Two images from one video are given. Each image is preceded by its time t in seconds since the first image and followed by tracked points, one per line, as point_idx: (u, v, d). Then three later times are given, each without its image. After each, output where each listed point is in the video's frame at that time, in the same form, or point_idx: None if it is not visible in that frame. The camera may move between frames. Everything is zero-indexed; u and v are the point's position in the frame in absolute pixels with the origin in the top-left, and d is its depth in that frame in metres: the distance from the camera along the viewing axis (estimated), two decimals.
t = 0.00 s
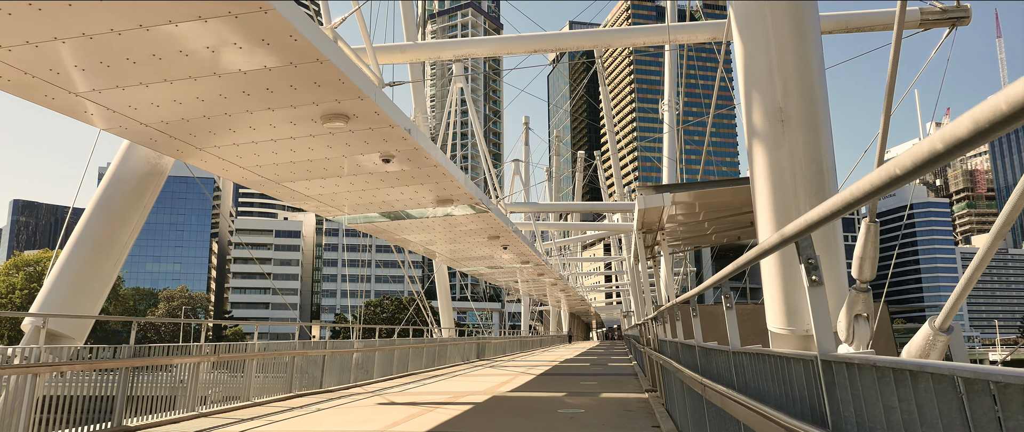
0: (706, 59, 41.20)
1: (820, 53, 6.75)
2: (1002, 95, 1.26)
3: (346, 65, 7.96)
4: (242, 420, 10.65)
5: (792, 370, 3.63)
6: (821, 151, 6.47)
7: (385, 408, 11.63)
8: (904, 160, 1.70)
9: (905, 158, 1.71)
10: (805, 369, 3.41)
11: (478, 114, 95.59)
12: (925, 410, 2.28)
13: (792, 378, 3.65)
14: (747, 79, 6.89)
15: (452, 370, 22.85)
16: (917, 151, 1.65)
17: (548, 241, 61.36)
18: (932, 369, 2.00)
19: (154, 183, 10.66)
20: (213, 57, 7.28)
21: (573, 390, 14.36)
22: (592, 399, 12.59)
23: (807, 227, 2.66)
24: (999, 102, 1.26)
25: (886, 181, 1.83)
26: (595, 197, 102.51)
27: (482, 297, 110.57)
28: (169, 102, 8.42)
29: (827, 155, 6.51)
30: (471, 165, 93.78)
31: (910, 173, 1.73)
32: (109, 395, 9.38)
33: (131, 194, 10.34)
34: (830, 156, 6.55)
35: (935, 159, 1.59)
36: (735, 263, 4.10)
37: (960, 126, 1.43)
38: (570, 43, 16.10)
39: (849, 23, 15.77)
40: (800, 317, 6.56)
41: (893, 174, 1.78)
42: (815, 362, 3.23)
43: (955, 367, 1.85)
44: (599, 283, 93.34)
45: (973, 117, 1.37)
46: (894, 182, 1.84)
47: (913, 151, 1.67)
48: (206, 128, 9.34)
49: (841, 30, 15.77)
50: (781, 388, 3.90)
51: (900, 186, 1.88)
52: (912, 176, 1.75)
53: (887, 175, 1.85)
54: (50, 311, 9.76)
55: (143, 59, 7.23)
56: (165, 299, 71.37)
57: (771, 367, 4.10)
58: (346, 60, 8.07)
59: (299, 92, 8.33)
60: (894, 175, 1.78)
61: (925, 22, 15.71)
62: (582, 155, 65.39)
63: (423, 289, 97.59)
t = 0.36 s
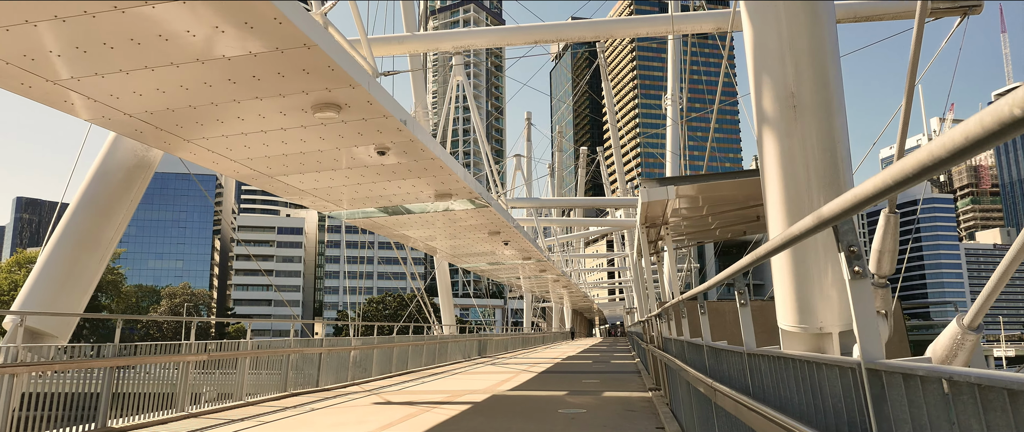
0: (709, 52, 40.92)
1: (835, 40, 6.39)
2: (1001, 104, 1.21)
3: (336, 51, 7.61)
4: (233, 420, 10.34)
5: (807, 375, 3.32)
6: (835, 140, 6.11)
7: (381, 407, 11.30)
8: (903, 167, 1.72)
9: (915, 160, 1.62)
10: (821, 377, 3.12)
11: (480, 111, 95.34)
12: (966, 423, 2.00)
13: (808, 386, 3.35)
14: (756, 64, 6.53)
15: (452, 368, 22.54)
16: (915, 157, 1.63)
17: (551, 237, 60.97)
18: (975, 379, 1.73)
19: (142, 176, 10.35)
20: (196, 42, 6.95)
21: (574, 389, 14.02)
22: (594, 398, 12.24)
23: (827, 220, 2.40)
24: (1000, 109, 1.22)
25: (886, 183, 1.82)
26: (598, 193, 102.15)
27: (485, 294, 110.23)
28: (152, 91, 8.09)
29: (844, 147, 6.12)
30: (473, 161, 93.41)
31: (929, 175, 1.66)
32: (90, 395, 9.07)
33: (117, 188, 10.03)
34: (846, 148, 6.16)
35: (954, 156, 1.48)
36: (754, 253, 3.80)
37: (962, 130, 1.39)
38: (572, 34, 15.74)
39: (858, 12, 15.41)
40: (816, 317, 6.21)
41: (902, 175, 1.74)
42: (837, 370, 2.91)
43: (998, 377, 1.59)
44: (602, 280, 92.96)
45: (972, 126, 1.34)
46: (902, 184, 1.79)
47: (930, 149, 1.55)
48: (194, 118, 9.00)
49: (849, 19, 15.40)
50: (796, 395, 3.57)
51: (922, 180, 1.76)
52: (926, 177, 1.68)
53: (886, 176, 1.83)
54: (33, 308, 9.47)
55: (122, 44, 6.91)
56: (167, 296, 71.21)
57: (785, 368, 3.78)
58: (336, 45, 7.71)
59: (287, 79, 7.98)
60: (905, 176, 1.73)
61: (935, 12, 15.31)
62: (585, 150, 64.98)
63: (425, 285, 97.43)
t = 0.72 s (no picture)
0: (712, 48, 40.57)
1: (850, 25, 6.06)
2: None
3: (323, 34, 7.27)
4: (221, 420, 10.03)
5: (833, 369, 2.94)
6: (849, 125, 5.77)
7: (375, 407, 10.96)
8: (877, 171, 1.86)
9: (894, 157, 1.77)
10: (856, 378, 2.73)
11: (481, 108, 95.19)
12: None
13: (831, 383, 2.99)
14: (765, 45, 6.18)
15: (451, 366, 22.20)
16: (914, 144, 1.66)
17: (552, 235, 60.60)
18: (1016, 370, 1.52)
19: (127, 169, 10.03)
20: (174, 24, 6.62)
21: (574, 388, 13.67)
22: (595, 397, 11.89)
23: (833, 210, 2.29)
24: (997, 96, 1.28)
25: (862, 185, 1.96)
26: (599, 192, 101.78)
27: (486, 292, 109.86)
28: (133, 77, 7.77)
29: (857, 136, 5.80)
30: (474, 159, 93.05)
31: (903, 169, 1.76)
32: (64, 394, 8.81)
33: (101, 181, 9.69)
34: (861, 138, 5.84)
35: (959, 140, 1.49)
36: (754, 245, 3.46)
37: (969, 110, 1.39)
38: (573, 25, 15.38)
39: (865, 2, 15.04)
40: (826, 314, 5.89)
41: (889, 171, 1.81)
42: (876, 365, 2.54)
43: None
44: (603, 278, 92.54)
45: (956, 121, 1.44)
46: (888, 182, 1.86)
47: (916, 146, 1.64)
48: (178, 106, 8.69)
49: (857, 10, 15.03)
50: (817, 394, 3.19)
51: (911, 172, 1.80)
52: (906, 173, 1.76)
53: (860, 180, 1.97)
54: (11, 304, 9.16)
55: (97, 27, 6.59)
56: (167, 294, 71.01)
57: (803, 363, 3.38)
58: (322, 28, 7.36)
59: (272, 65, 7.65)
60: (902, 166, 1.73)
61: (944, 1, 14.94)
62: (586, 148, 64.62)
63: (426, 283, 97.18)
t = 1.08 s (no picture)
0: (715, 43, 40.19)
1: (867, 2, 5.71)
2: None
3: (309, 15, 6.92)
4: (209, 420, 9.71)
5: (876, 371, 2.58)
6: (864, 108, 5.43)
7: (370, 406, 10.62)
8: (904, 149, 1.77)
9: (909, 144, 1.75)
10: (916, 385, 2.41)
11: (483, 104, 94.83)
12: None
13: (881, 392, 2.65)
14: (777, 24, 5.82)
15: (451, 364, 21.88)
16: (946, 117, 1.54)
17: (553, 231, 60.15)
18: None
19: (112, 160, 9.70)
20: (151, 2, 6.24)
21: (575, 386, 13.30)
22: (596, 395, 11.53)
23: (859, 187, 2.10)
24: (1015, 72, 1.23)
25: (891, 159, 1.82)
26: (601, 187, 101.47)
27: (487, 289, 109.64)
28: (112, 62, 7.45)
29: (875, 122, 5.45)
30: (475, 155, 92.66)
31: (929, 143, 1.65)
32: (42, 392, 8.49)
33: (83, 173, 9.37)
34: (879, 124, 5.49)
35: (985, 114, 1.40)
36: (773, 231, 3.17)
37: (988, 88, 1.35)
38: (574, 13, 14.98)
39: None
40: (840, 307, 5.56)
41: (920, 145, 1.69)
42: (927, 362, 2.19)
43: None
44: (605, 274, 92.21)
45: (978, 97, 1.38)
46: (920, 154, 1.73)
47: (947, 116, 1.54)
48: (162, 94, 8.37)
49: None
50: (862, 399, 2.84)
51: (941, 148, 1.69)
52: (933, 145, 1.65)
53: (884, 156, 1.85)
54: None
55: (69, 7, 6.23)
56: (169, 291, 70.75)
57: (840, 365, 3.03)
58: (310, 10, 7.02)
59: (257, 48, 7.31)
60: (939, 133, 1.57)
61: None
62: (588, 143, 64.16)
63: (427, 280, 96.92)
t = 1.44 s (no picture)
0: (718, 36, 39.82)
1: None
2: None
3: None
4: (194, 420, 9.39)
5: (904, 374, 2.25)
6: (879, 89, 5.06)
7: (362, 405, 10.28)
8: (909, 129, 1.44)
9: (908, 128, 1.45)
10: (941, 398, 2.01)
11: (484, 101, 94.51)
12: None
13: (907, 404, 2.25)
14: None
15: (450, 361, 21.56)
16: (918, 119, 1.42)
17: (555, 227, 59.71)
18: None
19: (95, 151, 9.37)
20: None
21: (575, 384, 12.97)
22: (596, 394, 11.18)
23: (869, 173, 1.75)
24: (996, 70, 1.11)
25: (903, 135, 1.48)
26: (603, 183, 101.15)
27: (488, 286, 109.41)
28: (89, 47, 7.12)
29: (892, 106, 5.07)
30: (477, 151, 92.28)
31: (949, 120, 1.32)
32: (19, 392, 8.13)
33: (64, 164, 9.05)
34: (896, 107, 5.11)
35: (1020, 79, 1.09)
36: (777, 223, 2.91)
37: (971, 84, 1.22)
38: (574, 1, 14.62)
39: None
40: (854, 302, 5.20)
41: (939, 120, 1.35)
42: (966, 364, 1.84)
43: None
44: (607, 271, 91.91)
45: (967, 89, 1.20)
46: (938, 134, 1.38)
47: (975, 81, 1.20)
48: (143, 81, 8.03)
49: None
50: (882, 409, 2.45)
51: (962, 126, 1.36)
52: (958, 120, 1.31)
53: (892, 140, 1.52)
54: None
55: None
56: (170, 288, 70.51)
57: (858, 370, 2.63)
58: None
59: (240, 31, 6.96)
60: (973, 99, 1.22)
61: None
62: (590, 139, 63.74)
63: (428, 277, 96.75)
